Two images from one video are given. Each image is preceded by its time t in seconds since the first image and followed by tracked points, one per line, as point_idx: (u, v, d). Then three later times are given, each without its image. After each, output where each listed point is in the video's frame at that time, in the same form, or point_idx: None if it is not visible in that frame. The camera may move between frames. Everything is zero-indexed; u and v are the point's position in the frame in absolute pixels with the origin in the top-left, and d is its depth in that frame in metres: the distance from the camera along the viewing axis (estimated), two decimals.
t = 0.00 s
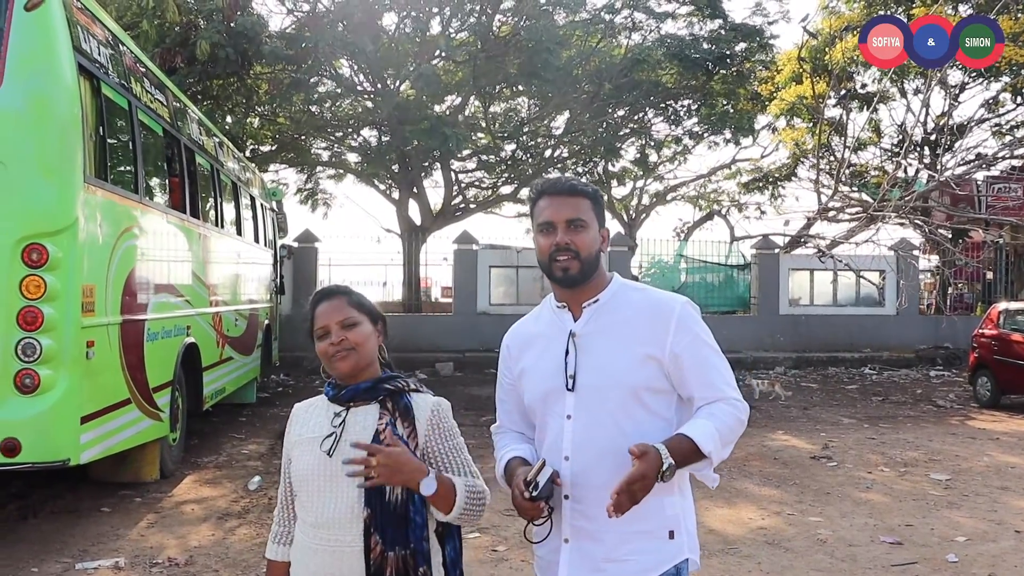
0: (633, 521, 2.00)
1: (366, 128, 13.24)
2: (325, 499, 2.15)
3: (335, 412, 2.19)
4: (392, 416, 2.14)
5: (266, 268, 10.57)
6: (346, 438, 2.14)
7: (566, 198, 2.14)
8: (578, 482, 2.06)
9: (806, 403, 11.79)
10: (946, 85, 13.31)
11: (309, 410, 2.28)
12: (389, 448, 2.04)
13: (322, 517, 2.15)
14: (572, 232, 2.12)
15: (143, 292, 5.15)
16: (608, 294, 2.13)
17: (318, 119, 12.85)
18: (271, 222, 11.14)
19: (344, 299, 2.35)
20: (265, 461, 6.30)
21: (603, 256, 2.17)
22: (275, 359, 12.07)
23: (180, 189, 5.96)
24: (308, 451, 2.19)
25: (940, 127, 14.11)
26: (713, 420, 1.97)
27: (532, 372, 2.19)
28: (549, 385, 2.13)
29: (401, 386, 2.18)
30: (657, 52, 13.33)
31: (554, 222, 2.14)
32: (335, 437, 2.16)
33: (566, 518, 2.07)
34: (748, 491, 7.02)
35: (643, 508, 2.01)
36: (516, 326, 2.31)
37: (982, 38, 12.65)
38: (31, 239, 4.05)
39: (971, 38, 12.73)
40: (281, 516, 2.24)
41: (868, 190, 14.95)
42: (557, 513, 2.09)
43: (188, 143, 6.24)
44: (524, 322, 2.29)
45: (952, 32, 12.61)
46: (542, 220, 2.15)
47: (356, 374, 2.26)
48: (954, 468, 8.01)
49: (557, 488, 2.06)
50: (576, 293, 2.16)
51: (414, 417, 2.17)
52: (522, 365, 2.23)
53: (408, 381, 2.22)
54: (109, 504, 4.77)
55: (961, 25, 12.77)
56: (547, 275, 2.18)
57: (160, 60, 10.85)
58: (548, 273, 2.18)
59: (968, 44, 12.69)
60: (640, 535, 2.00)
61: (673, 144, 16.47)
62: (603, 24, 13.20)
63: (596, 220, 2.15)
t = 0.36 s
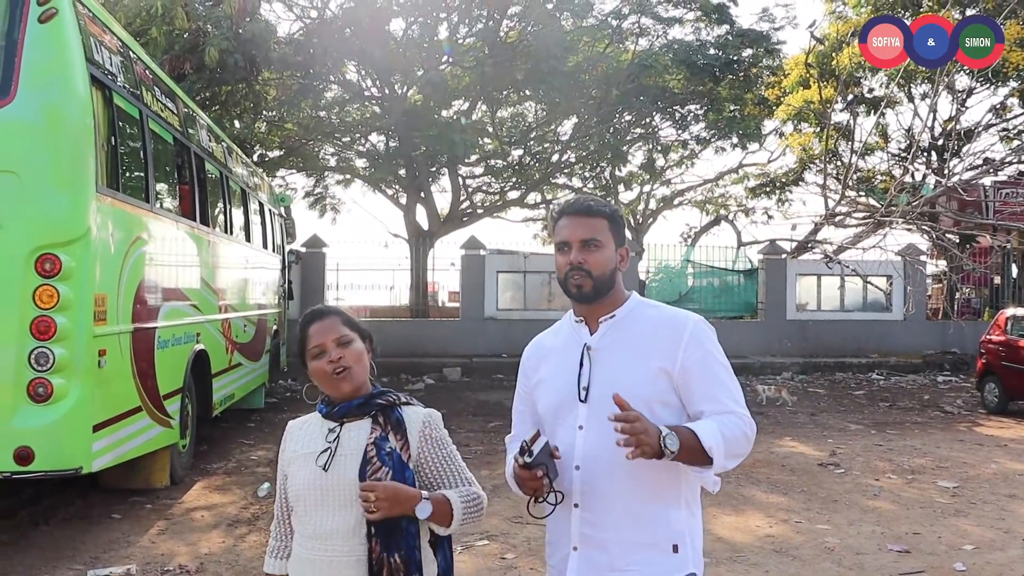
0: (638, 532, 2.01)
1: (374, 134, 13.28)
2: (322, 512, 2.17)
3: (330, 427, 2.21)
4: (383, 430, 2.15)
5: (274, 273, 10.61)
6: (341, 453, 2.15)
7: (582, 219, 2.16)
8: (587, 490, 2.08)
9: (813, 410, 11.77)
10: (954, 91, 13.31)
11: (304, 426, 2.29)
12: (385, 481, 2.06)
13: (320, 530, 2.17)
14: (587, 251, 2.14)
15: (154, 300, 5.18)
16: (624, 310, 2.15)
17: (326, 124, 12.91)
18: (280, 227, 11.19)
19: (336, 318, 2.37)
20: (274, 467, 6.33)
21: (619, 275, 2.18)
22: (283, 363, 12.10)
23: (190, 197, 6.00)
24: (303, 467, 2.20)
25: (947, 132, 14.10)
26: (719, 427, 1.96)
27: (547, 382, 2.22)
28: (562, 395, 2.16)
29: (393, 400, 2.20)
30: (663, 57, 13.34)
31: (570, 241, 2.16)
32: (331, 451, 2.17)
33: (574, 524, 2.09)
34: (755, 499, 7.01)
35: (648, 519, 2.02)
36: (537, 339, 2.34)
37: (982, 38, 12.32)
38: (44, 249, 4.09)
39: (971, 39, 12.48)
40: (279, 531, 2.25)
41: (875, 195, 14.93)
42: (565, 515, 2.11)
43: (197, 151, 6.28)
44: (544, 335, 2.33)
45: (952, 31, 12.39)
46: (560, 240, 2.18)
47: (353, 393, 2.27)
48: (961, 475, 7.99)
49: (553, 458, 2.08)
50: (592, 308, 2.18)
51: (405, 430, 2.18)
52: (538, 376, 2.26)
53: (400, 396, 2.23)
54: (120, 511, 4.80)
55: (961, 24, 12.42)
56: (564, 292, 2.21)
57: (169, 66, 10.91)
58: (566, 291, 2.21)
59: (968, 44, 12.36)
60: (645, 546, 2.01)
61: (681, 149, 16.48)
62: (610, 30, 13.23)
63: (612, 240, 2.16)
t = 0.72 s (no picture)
0: (629, 530, 2.05)
1: (374, 139, 13.33)
2: (321, 517, 2.20)
3: (330, 433, 2.26)
4: (376, 432, 2.20)
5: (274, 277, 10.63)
6: (339, 457, 2.20)
7: (578, 234, 2.19)
8: (582, 492, 2.13)
9: (812, 414, 11.80)
10: (953, 95, 13.38)
11: (305, 434, 2.35)
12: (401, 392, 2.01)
13: (316, 534, 2.20)
14: (582, 266, 2.17)
15: (157, 307, 5.22)
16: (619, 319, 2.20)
17: (328, 129, 12.95)
18: (280, 231, 11.23)
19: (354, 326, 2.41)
20: (275, 471, 6.36)
21: (617, 287, 2.22)
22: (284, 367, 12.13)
23: (193, 203, 6.03)
24: (303, 473, 2.25)
25: (946, 137, 14.17)
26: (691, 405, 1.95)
27: (555, 393, 2.31)
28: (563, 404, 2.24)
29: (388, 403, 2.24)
30: (663, 62, 13.38)
31: (566, 257, 2.19)
32: (329, 456, 2.22)
33: (571, 524, 2.14)
34: (754, 503, 7.04)
35: (639, 518, 2.05)
36: (550, 351, 2.42)
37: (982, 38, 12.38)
38: (50, 256, 4.12)
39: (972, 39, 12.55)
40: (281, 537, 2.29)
41: (874, 199, 14.97)
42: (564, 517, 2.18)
43: (200, 158, 6.32)
44: (556, 347, 2.40)
45: (951, 31, 12.59)
46: (557, 256, 2.21)
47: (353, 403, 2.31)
48: (959, 479, 8.02)
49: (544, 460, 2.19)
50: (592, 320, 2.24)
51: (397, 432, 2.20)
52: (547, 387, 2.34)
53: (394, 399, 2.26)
54: (122, 515, 4.82)
55: (960, 25, 12.68)
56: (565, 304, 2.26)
57: (171, 72, 10.93)
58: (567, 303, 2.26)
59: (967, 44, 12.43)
60: (636, 544, 2.04)
61: (680, 154, 16.53)
62: (610, 35, 13.30)
63: (608, 254, 2.19)
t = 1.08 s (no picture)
0: (615, 520, 2.10)
1: (361, 140, 13.36)
2: (324, 509, 2.26)
3: (331, 427, 2.31)
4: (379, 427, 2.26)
5: (262, 277, 10.64)
6: (343, 451, 2.26)
7: (552, 237, 2.26)
8: (568, 485, 2.19)
9: (796, 414, 11.92)
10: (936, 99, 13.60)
11: (307, 426, 2.39)
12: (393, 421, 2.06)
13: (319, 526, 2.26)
14: (559, 266, 2.24)
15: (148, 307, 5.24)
16: (599, 317, 2.26)
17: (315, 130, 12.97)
18: (268, 232, 11.23)
19: (357, 319, 2.48)
20: (264, 470, 6.39)
21: (594, 284, 2.28)
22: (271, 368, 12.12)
23: (182, 203, 6.05)
24: (306, 466, 2.31)
25: (929, 140, 14.38)
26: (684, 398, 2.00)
27: (542, 390, 2.37)
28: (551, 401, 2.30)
29: (390, 399, 2.30)
30: (649, 64, 13.47)
31: (543, 259, 2.26)
32: (333, 450, 2.27)
33: (560, 517, 2.21)
34: (739, 500, 7.13)
35: (623, 508, 2.11)
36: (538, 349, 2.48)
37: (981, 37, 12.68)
38: (43, 254, 4.14)
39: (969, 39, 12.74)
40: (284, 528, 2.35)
41: (858, 201, 15.12)
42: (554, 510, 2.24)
43: (189, 158, 6.34)
44: (543, 345, 2.46)
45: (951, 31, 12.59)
46: (534, 258, 2.28)
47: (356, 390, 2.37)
48: (940, 477, 8.15)
49: (545, 482, 2.24)
50: (572, 317, 2.30)
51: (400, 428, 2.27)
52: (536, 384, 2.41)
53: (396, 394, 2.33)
54: (112, 513, 4.84)
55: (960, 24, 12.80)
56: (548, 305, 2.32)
57: (159, 73, 10.90)
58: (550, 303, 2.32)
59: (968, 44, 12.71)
60: (622, 534, 2.09)
61: (666, 155, 16.65)
62: (597, 37, 13.39)
63: (583, 253, 2.26)
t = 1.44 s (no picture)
0: (602, 504, 2.22)
1: (341, 142, 13.41)
2: (326, 499, 2.35)
3: (332, 420, 2.41)
4: (381, 420, 2.37)
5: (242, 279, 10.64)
6: (347, 442, 2.36)
7: (535, 234, 2.35)
8: (555, 474, 2.28)
9: (771, 414, 12.12)
10: (910, 103, 13.90)
11: (304, 420, 2.47)
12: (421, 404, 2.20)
13: (324, 515, 2.35)
14: (540, 263, 2.33)
15: (132, 310, 5.28)
16: (576, 312, 2.36)
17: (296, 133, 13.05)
18: (247, 234, 11.24)
19: (377, 322, 2.55)
20: (246, 470, 6.43)
21: (570, 282, 2.39)
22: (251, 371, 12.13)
23: (165, 206, 6.08)
24: (308, 457, 2.39)
25: (903, 144, 14.67)
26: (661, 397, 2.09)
27: (520, 383, 2.44)
28: (532, 394, 2.38)
29: (390, 394, 2.41)
30: (626, 69, 13.59)
31: (524, 255, 2.35)
32: (337, 441, 2.37)
33: (550, 505, 2.30)
34: (714, 498, 7.28)
35: (610, 493, 2.22)
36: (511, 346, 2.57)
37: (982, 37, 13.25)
38: (30, 255, 4.18)
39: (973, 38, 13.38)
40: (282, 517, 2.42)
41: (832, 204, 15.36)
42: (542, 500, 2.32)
43: (171, 161, 6.38)
44: (517, 343, 2.56)
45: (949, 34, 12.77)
46: (516, 254, 2.36)
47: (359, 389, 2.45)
48: (911, 474, 8.35)
49: (536, 475, 2.30)
50: (549, 313, 2.39)
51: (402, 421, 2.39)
52: (513, 379, 2.49)
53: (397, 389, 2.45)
54: (96, 512, 4.87)
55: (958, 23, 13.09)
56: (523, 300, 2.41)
57: (138, 76, 10.88)
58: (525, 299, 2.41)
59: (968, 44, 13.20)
60: (610, 517, 2.21)
61: (644, 159, 16.84)
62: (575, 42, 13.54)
63: (563, 252, 2.36)
